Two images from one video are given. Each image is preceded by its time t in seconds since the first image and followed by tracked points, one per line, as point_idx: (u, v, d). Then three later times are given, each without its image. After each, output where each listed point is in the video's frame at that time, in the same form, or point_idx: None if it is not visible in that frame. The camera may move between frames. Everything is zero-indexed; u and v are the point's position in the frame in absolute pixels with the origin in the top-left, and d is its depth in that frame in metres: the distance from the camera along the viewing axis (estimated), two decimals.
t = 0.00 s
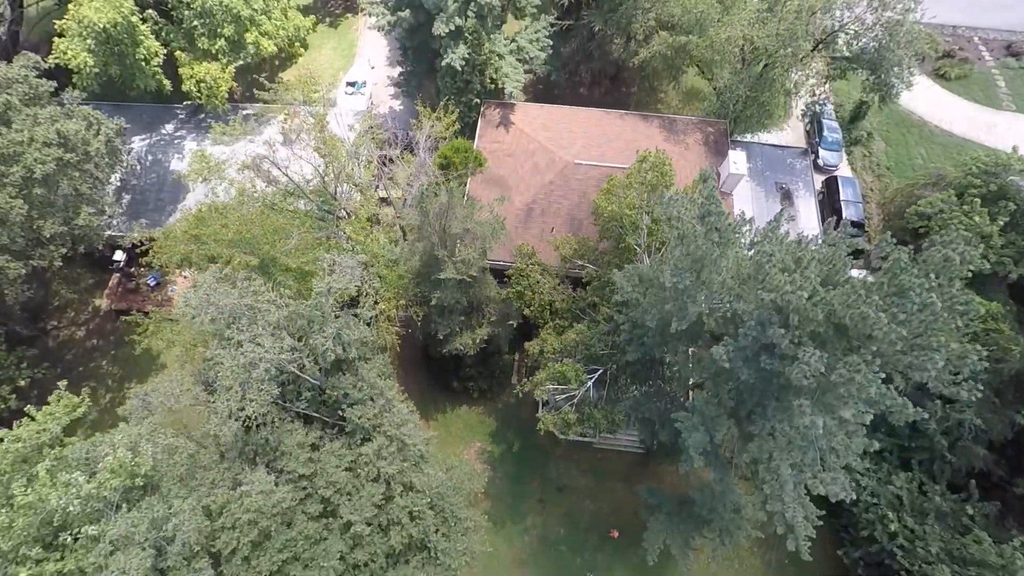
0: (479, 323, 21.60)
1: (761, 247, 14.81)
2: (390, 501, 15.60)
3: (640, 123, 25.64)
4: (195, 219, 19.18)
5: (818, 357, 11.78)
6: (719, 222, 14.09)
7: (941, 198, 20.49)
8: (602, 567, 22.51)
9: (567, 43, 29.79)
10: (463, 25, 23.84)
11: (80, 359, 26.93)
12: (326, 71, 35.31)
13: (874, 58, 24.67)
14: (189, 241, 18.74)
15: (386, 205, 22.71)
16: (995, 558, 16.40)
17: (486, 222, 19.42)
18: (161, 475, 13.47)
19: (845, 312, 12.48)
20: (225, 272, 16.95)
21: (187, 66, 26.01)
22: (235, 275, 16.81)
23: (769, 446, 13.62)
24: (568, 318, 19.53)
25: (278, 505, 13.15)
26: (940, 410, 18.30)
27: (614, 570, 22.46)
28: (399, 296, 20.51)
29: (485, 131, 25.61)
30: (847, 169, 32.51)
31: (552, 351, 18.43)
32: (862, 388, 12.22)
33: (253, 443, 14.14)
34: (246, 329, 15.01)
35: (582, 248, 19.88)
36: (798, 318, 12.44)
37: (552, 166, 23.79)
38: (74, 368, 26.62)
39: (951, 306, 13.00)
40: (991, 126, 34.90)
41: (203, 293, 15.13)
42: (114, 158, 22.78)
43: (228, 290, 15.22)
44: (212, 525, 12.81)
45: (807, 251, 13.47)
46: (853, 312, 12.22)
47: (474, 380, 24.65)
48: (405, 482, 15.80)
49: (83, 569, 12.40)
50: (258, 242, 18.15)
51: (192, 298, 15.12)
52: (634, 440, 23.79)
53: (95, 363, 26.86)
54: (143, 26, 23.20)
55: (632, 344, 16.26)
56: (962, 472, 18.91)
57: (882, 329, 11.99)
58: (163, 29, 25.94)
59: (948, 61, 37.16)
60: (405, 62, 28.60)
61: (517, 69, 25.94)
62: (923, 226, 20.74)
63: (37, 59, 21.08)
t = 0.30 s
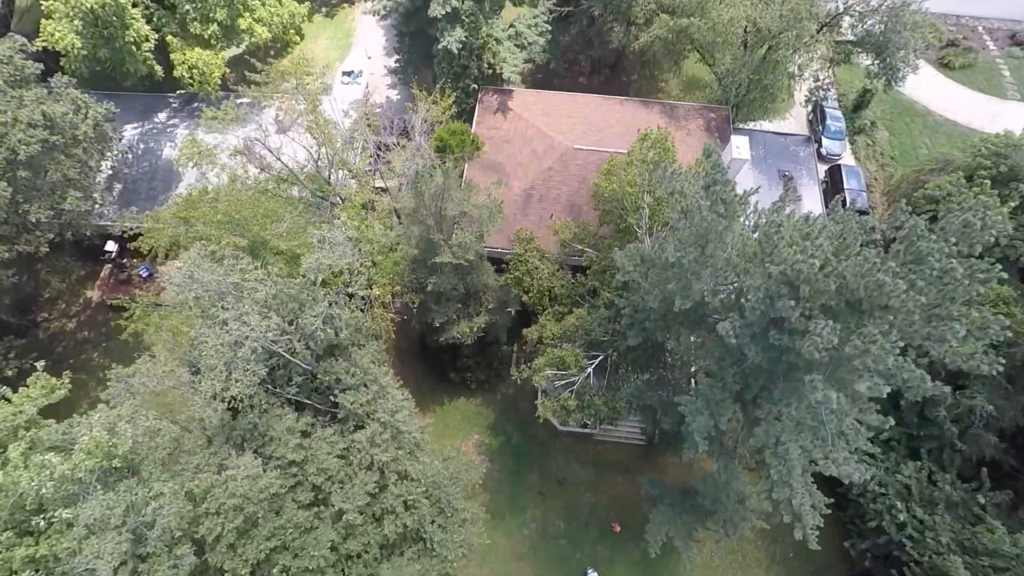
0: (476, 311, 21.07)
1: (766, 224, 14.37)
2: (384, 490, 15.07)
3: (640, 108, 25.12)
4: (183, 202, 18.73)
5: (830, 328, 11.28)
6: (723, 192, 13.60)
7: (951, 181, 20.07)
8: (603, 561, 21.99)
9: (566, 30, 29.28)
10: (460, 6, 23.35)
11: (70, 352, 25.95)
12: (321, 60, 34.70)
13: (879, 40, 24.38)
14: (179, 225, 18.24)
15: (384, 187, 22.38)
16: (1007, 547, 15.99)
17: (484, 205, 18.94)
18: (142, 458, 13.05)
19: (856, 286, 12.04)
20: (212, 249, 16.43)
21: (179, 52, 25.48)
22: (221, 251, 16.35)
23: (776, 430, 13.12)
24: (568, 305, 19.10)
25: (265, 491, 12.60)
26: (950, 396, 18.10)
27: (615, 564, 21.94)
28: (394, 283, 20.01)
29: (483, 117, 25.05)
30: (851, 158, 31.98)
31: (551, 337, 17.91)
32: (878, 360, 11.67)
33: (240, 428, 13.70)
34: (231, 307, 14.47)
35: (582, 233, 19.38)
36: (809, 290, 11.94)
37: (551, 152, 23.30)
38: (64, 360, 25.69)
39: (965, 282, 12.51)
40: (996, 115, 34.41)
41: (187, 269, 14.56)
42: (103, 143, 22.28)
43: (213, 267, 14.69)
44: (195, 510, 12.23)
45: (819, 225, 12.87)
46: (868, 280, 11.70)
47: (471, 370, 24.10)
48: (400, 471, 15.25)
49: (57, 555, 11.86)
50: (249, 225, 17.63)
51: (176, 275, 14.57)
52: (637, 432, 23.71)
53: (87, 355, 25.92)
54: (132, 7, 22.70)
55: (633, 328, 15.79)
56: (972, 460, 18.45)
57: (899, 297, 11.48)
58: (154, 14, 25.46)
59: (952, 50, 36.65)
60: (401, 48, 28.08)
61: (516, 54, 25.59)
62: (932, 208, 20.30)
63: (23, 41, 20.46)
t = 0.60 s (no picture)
0: (474, 300, 20.50)
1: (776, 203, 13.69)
2: (376, 481, 14.50)
3: (641, 93, 24.53)
4: (171, 186, 18.24)
5: (845, 303, 10.70)
6: (730, 164, 12.97)
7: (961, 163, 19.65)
8: (604, 557, 21.40)
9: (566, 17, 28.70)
10: None
11: (61, 344, 25.12)
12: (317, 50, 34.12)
13: (886, 24, 24.07)
14: (167, 209, 17.71)
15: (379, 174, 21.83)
16: None
17: (480, 188, 18.39)
18: (118, 443, 12.61)
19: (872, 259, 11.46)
20: (196, 228, 15.78)
21: (170, 38, 24.89)
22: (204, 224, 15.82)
23: (785, 416, 12.55)
24: (568, 292, 18.52)
25: (250, 478, 12.04)
26: (961, 385, 17.53)
27: (616, 561, 21.36)
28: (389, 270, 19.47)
29: (481, 103, 24.43)
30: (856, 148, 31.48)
31: (551, 324, 17.34)
32: (898, 335, 11.02)
33: (224, 415, 13.16)
34: (215, 287, 13.86)
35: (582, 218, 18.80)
36: (821, 264, 11.36)
37: (550, 137, 22.75)
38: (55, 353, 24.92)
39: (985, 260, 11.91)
40: (1003, 105, 33.82)
41: (168, 247, 13.90)
42: (91, 128, 21.77)
43: (196, 245, 14.03)
44: (175, 498, 11.66)
45: (836, 198, 12.19)
46: (886, 250, 11.09)
47: (469, 362, 23.47)
48: (393, 461, 14.67)
49: (24, 543, 11.26)
50: (238, 207, 17.06)
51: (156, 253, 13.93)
52: (639, 424, 23.27)
53: (78, 347, 25.17)
54: None
55: (635, 314, 15.22)
56: (986, 451, 17.72)
57: (923, 265, 10.79)
58: None
59: (958, 39, 36.05)
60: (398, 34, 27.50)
61: (515, 39, 25.04)
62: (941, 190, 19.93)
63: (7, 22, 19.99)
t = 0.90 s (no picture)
0: (470, 289, 19.89)
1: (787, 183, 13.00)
2: (368, 473, 13.91)
3: (642, 78, 23.92)
4: (157, 168, 17.66)
5: (857, 282, 10.10)
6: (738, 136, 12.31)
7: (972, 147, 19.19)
8: (604, 554, 20.81)
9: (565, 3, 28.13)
10: None
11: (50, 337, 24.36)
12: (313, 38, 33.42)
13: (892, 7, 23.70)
14: (152, 192, 17.12)
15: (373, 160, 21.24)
16: None
17: (477, 171, 17.80)
18: (91, 430, 11.92)
19: (892, 230, 10.93)
20: (177, 206, 15.11)
21: (160, 22, 24.13)
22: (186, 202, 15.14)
23: (794, 403, 11.96)
24: (567, 279, 17.93)
25: (232, 468, 11.48)
26: (974, 374, 16.92)
27: (617, 558, 20.77)
28: (385, 257, 18.89)
29: (479, 90, 23.84)
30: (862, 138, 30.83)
31: (549, 312, 16.79)
32: (914, 315, 10.41)
33: (207, 402, 12.74)
34: (193, 265, 13.11)
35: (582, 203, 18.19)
36: (831, 242, 10.78)
37: (549, 123, 22.15)
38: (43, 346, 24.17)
39: (1007, 238, 11.27)
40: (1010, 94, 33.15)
41: (145, 223, 13.20)
42: (76, 111, 21.16)
43: (174, 222, 13.35)
44: (151, 488, 11.13)
45: (850, 171, 11.59)
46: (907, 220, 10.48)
47: (466, 354, 22.82)
48: (385, 452, 14.04)
49: None
50: (224, 190, 16.42)
51: (133, 230, 13.25)
52: (642, 417, 22.64)
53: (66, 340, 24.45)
54: None
55: (638, 299, 14.64)
56: (1001, 443, 17.09)
57: (947, 236, 10.11)
58: None
59: (964, 29, 35.37)
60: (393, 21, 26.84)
61: (512, 24, 24.50)
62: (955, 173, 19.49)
63: None
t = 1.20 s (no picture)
0: (466, 279, 19.26)
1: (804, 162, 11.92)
2: (358, 468, 13.30)
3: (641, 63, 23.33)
4: (137, 154, 17.00)
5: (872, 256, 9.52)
6: (742, 109, 11.72)
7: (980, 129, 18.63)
8: (605, 551, 20.24)
9: None
10: None
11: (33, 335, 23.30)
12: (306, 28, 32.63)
13: None
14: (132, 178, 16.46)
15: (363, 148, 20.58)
16: None
17: (471, 155, 17.18)
18: (58, 420, 11.06)
19: (911, 198, 10.58)
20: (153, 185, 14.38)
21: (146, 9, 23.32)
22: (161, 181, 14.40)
23: (804, 389, 11.36)
24: (565, 266, 17.35)
25: (211, 460, 10.94)
26: (985, 360, 16.41)
27: (619, 554, 20.20)
28: (377, 245, 18.27)
29: (473, 77, 23.24)
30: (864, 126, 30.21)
31: (546, 299, 16.21)
32: (932, 292, 9.84)
33: (187, 393, 12.29)
34: (163, 243, 12.27)
35: (580, 189, 17.58)
36: (843, 217, 10.20)
37: (546, 108, 21.55)
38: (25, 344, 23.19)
39: None
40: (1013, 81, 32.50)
41: (114, 201, 12.39)
42: (57, 98, 20.48)
43: (146, 200, 12.51)
44: (122, 481, 10.59)
45: (862, 141, 11.04)
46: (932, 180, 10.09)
47: (462, 347, 22.17)
48: (376, 445, 13.43)
49: None
50: (205, 170, 15.72)
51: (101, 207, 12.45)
52: (642, 410, 22.06)
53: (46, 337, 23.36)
54: None
55: (638, 284, 14.05)
56: (1014, 433, 16.52)
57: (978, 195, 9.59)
58: None
59: (966, 15, 34.71)
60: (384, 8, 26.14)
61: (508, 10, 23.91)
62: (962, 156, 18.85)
63: None
